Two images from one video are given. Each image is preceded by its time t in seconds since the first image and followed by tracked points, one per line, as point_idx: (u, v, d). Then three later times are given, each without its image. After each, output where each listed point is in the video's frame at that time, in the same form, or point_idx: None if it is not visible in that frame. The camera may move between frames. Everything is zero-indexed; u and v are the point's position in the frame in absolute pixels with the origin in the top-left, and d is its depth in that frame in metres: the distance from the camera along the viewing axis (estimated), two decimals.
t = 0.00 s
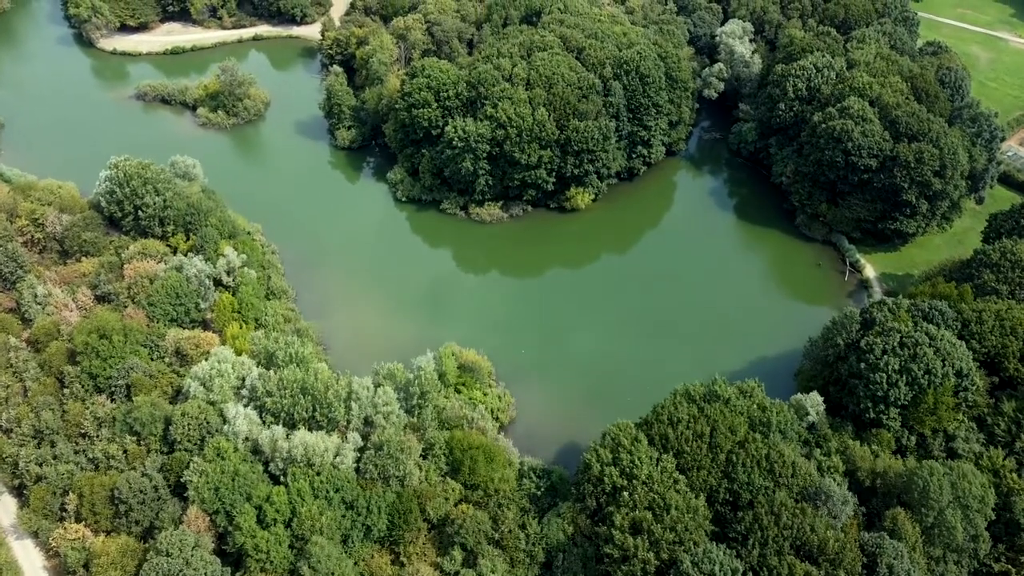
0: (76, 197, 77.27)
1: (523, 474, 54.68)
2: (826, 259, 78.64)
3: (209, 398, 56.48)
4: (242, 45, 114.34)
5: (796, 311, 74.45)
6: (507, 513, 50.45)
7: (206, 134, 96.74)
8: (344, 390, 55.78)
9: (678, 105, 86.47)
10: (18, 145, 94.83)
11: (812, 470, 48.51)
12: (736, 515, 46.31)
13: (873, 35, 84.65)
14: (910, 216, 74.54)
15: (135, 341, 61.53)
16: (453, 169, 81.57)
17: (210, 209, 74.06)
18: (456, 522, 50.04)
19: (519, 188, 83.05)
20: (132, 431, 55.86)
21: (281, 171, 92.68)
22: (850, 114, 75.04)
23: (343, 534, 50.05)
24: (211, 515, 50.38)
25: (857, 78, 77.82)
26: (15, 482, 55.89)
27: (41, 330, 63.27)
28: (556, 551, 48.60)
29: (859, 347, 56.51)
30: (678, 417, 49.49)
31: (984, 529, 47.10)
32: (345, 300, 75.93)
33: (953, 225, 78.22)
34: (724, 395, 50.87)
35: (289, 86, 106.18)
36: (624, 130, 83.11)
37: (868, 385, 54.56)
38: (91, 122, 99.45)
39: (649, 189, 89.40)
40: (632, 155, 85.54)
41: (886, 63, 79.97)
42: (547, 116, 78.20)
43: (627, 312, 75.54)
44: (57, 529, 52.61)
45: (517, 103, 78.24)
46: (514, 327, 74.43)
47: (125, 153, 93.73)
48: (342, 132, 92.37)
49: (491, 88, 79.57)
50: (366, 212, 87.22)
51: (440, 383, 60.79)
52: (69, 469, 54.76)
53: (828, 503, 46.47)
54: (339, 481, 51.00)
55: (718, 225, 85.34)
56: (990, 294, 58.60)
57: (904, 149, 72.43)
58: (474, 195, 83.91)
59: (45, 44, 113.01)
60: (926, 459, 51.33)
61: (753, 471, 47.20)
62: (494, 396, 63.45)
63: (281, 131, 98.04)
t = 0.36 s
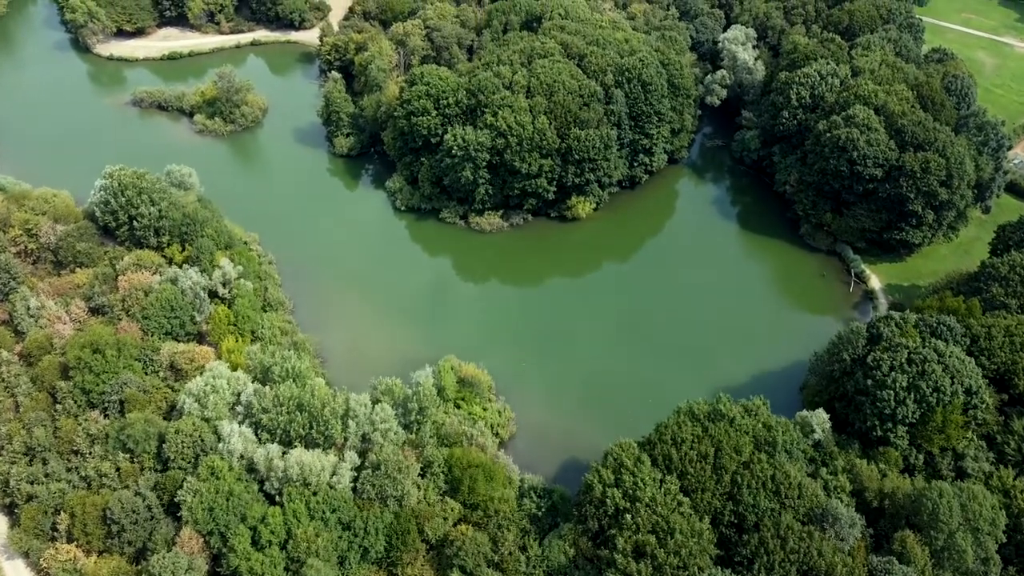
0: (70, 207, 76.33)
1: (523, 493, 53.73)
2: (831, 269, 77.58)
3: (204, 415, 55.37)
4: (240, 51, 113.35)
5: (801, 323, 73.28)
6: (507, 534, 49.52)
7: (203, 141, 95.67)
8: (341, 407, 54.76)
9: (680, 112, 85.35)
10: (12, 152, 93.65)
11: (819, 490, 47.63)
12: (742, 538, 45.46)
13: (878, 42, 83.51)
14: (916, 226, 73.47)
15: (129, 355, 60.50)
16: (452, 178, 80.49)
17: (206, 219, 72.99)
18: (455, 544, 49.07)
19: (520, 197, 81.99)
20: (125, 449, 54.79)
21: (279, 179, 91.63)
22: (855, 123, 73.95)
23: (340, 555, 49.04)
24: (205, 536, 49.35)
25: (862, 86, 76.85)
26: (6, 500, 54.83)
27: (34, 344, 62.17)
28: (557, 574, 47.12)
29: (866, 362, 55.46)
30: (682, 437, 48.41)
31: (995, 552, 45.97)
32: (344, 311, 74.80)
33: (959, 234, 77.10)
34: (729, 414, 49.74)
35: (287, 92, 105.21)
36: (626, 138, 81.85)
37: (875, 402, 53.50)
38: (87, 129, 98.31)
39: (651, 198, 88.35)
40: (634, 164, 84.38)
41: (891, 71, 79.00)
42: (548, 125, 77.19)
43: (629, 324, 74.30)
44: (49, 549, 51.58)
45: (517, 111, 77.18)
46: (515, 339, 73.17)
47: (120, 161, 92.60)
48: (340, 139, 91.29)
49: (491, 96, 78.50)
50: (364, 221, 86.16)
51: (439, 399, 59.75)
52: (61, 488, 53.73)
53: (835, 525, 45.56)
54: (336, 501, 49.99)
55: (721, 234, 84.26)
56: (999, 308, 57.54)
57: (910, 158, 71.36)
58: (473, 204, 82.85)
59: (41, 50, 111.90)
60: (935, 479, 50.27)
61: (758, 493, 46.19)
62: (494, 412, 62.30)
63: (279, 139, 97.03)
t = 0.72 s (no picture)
0: (64, 217, 75.30)
1: (523, 514, 52.78)
2: (835, 280, 76.47)
3: (198, 432, 54.27)
4: (237, 56, 112.28)
5: (805, 335, 72.18)
6: (507, 557, 48.65)
7: (200, 148, 94.65)
8: (338, 426, 53.74)
9: (683, 120, 84.28)
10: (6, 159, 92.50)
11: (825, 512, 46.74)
12: (747, 563, 44.46)
13: (883, 49, 82.50)
14: (922, 236, 72.37)
15: (122, 370, 59.47)
16: (452, 188, 79.46)
17: (202, 230, 71.87)
18: (454, 566, 48.13)
19: (520, 206, 80.91)
20: (118, 467, 53.72)
21: (276, 187, 90.52)
22: (860, 132, 72.88)
23: None
24: (198, 558, 48.25)
25: (867, 94, 75.82)
26: None
27: (26, 358, 61.02)
28: None
29: (873, 379, 54.42)
30: (686, 458, 47.34)
31: None
32: (342, 322, 73.61)
33: (965, 245, 76.03)
34: (734, 434, 48.63)
35: (285, 98, 104.12)
36: (628, 147, 80.67)
37: (883, 421, 52.45)
38: (82, 136, 97.15)
39: (652, 206, 87.28)
40: (636, 172, 83.21)
41: (896, 79, 77.98)
42: (548, 133, 76.11)
43: (632, 335, 73.11)
44: (39, 571, 50.43)
45: (517, 120, 76.12)
46: (515, 351, 71.97)
47: (116, 168, 91.42)
48: (339, 147, 90.20)
49: (491, 104, 77.45)
50: (362, 229, 85.11)
51: (438, 415, 58.72)
52: (51, 508, 52.65)
53: (843, 549, 44.63)
54: (332, 522, 48.99)
55: (724, 243, 83.19)
56: (1008, 323, 56.49)
57: (916, 168, 70.27)
58: (473, 214, 81.76)
59: (37, 55, 110.80)
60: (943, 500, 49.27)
61: (764, 516, 45.21)
62: (494, 428, 61.18)
63: (277, 145, 96.00)
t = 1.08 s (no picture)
0: (57, 227, 74.24)
1: (523, 536, 51.95)
2: (840, 291, 75.25)
3: (192, 451, 53.20)
4: (235, 61, 111.15)
5: (810, 347, 70.87)
6: None
7: (196, 155, 93.56)
8: (334, 444, 52.61)
9: (685, 128, 83.12)
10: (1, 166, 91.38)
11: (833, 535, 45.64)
12: None
13: (888, 56, 81.45)
14: (929, 247, 71.12)
15: (115, 386, 58.41)
16: (451, 197, 78.34)
17: (197, 240, 70.73)
18: None
19: (520, 216, 79.77)
20: (110, 486, 52.66)
21: (273, 195, 89.31)
22: (866, 141, 71.75)
23: None
24: None
25: (872, 102, 74.68)
26: None
27: (16, 373, 59.50)
28: None
29: (880, 397, 53.34)
30: (691, 480, 46.30)
31: None
32: (339, 334, 72.34)
33: (971, 255, 74.91)
34: (739, 455, 47.54)
35: (282, 104, 102.95)
36: (629, 155, 79.45)
37: (891, 439, 51.33)
38: (77, 142, 96.01)
39: (654, 215, 86.11)
40: (638, 180, 82.03)
41: (902, 86, 76.87)
42: (549, 142, 74.99)
43: (634, 347, 71.78)
44: None
45: (518, 128, 75.02)
46: (515, 363, 70.69)
47: (111, 176, 90.28)
48: (336, 154, 89.06)
49: (491, 112, 76.29)
50: (360, 238, 83.96)
51: (437, 432, 57.63)
52: (41, 528, 50.99)
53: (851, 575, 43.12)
54: (328, 545, 47.95)
55: (726, 252, 81.96)
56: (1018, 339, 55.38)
57: (923, 178, 69.12)
58: (472, 223, 80.61)
59: (32, 60, 109.69)
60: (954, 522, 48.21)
61: (770, 540, 44.18)
62: (494, 444, 60.02)
63: (274, 153, 94.86)
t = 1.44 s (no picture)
0: (51, 237, 73.11)
1: (523, 558, 50.93)
2: (845, 302, 74.08)
3: (185, 470, 52.08)
4: (232, 66, 109.99)
5: (815, 360, 69.69)
6: None
7: (192, 163, 92.42)
8: (330, 464, 51.49)
9: (688, 136, 81.96)
10: None
11: (840, 559, 44.72)
12: None
13: (893, 62, 80.36)
14: (935, 258, 70.17)
15: (107, 403, 57.23)
16: (450, 207, 77.19)
17: (192, 251, 69.62)
18: None
19: (520, 226, 78.58)
20: (101, 506, 51.39)
21: (269, 204, 88.14)
22: (872, 150, 70.60)
23: None
24: None
25: (878, 110, 73.50)
26: None
27: (7, 388, 58.09)
28: None
29: (888, 415, 52.19)
30: (696, 504, 45.15)
31: None
32: (336, 347, 71.15)
33: (978, 265, 73.76)
34: (745, 477, 46.40)
35: (280, 110, 101.81)
36: (631, 164, 78.31)
37: (899, 459, 50.27)
38: (72, 149, 94.83)
39: (656, 224, 84.95)
40: (640, 189, 80.86)
41: (908, 94, 75.72)
42: (549, 151, 73.83)
43: (636, 361, 70.55)
44: None
45: (518, 137, 73.89)
46: (516, 377, 69.39)
47: (105, 186, 89.13)
48: (334, 162, 87.85)
49: (491, 120, 75.09)
50: (358, 248, 82.77)
51: (435, 449, 56.46)
52: (30, 550, 49.49)
53: None
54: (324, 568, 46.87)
55: (729, 262, 80.77)
56: None
57: (929, 189, 68.01)
58: (472, 233, 79.39)
59: (28, 66, 108.49)
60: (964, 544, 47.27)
61: (777, 566, 43.07)
62: (493, 461, 58.86)
63: (271, 160, 93.70)
